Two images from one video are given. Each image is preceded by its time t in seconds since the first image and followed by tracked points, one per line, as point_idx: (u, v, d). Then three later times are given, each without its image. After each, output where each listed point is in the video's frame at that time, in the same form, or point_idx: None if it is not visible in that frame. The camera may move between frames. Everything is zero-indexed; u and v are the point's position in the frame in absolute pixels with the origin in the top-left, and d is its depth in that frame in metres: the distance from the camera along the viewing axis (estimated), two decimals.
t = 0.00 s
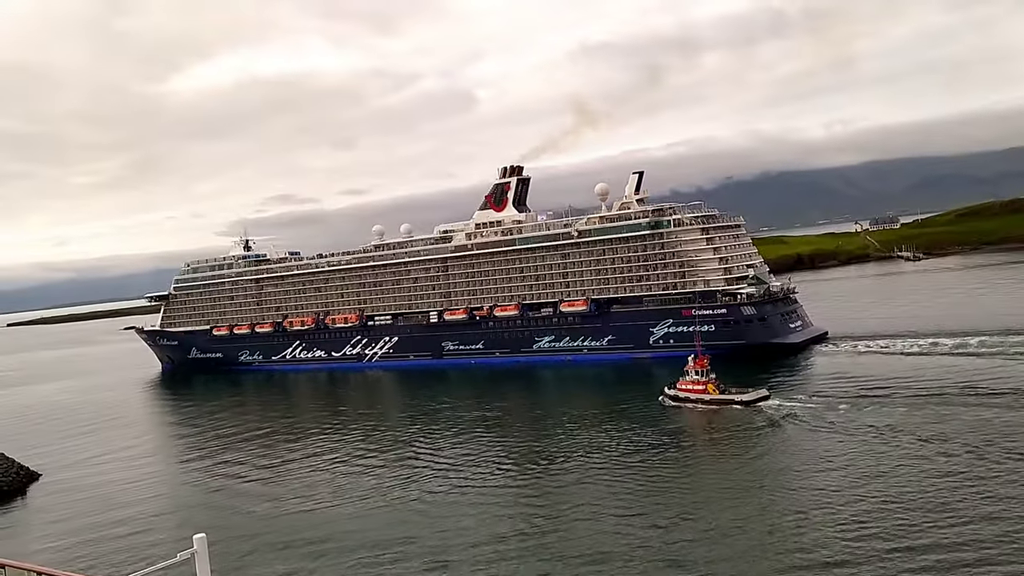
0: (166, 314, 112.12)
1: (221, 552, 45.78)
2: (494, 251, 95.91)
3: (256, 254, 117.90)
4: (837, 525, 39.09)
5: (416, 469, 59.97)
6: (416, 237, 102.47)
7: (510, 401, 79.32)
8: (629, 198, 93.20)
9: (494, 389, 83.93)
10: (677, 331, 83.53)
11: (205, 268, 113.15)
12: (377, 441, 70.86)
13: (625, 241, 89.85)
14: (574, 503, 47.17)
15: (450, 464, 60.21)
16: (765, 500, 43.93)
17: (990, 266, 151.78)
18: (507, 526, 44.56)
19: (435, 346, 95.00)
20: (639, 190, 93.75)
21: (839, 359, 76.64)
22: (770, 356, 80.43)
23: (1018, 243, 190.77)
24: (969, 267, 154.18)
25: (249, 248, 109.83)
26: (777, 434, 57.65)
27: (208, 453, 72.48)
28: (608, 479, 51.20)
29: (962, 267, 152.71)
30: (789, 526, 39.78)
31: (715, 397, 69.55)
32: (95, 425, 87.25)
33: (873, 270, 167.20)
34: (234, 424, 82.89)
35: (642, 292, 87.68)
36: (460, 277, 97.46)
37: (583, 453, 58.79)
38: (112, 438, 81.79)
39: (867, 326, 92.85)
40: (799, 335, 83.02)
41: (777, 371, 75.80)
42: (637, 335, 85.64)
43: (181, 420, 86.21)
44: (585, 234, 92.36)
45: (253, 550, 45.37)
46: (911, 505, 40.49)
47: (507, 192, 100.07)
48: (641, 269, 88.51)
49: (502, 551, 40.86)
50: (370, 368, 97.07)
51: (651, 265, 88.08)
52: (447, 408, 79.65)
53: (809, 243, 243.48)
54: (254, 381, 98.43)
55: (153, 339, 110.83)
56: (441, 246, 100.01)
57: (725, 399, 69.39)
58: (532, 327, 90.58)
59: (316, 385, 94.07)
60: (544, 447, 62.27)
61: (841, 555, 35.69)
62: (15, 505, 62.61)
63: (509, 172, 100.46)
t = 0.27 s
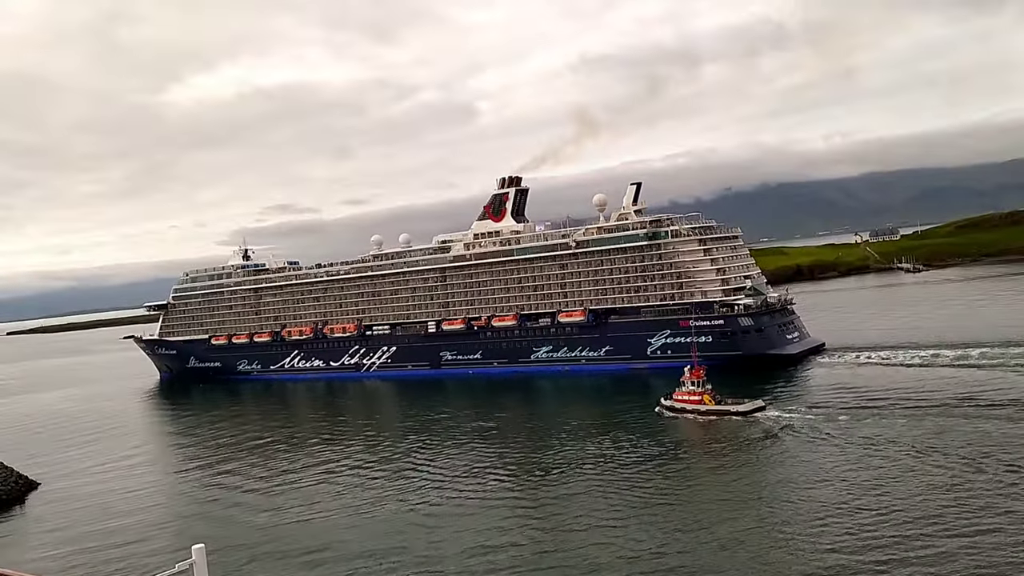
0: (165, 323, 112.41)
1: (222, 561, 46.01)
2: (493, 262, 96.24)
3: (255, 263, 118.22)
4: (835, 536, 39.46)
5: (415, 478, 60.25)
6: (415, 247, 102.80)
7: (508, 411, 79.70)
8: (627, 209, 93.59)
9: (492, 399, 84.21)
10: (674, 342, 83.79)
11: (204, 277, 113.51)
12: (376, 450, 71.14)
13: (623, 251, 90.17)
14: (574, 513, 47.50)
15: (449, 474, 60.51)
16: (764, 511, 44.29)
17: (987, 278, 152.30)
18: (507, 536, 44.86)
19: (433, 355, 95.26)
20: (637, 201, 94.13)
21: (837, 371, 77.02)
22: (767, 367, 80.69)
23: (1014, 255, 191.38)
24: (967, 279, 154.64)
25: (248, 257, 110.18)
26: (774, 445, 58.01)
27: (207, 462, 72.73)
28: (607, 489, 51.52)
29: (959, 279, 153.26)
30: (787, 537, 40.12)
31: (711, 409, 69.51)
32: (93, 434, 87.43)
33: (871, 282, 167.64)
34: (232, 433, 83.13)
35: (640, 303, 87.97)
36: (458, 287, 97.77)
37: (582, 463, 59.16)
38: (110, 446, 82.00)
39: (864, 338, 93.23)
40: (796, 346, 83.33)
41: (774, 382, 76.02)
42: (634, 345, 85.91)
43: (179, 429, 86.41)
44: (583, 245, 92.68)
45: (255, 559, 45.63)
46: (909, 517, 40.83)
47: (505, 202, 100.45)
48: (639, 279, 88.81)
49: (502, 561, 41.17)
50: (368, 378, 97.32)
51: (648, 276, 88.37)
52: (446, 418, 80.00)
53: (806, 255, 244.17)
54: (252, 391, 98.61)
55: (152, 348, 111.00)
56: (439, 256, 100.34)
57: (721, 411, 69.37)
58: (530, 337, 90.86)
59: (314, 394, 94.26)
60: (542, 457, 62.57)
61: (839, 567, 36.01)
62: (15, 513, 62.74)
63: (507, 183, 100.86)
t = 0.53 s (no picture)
0: (165, 322, 112.73)
1: (221, 561, 46.21)
2: (492, 262, 96.46)
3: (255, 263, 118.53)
4: (833, 539, 39.53)
5: (414, 478, 60.44)
6: (414, 247, 103.05)
7: (506, 411, 80.01)
8: (626, 209, 93.78)
9: (491, 399, 84.41)
10: (673, 342, 83.92)
11: (203, 277, 113.84)
12: (374, 450, 71.42)
13: (621, 252, 90.32)
14: (570, 514, 47.63)
15: (447, 473, 60.69)
16: (760, 513, 44.45)
17: (987, 279, 152.51)
18: (504, 536, 44.98)
19: (432, 355, 95.52)
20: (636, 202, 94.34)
21: (837, 372, 77.18)
22: (765, 368, 80.83)
23: (1015, 257, 191.50)
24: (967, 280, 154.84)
25: (248, 257, 110.49)
26: (770, 445, 58.19)
27: (206, 461, 73.02)
28: (604, 490, 51.65)
29: (959, 281, 153.41)
30: (784, 538, 40.26)
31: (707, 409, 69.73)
32: (92, 433, 87.71)
33: (871, 283, 167.84)
34: (231, 432, 83.40)
35: (638, 304, 88.09)
36: (457, 287, 97.99)
37: (579, 463, 59.42)
38: (109, 445, 82.28)
39: (862, 339, 93.43)
40: (794, 347, 83.47)
41: (771, 383, 76.12)
42: (632, 346, 86.07)
43: (178, 429, 86.69)
44: (582, 245, 92.85)
45: (255, 558, 45.81)
46: (908, 520, 40.92)
47: (504, 203, 100.70)
48: (637, 280, 88.96)
49: (499, 561, 41.36)
50: (367, 377, 97.59)
51: (647, 277, 88.53)
52: (444, 418, 80.28)
53: (806, 255, 244.32)
54: (251, 390, 98.91)
55: (151, 347, 111.33)
56: (438, 256, 100.57)
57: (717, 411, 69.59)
58: (528, 337, 91.07)
59: (313, 394, 94.49)
60: (540, 457, 62.75)
61: (835, 569, 36.15)
62: (15, 512, 62.93)
63: (506, 183, 101.09)
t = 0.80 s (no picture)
0: (158, 326, 112.88)
1: (211, 564, 46.35)
2: (485, 266, 96.63)
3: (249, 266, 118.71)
4: (823, 542, 39.75)
5: (406, 481, 60.64)
6: (408, 251, 103.23)
7: (500, 413, 80.21)
8: (619, 213, 94.01)
9: (484, 402, 84.54)
10: (665, 346, 83.96)
11: (197, 280, 114.01)
12: (369, 453, 71.57)
13: (614, 255, 90.49)
14: (563, 517, 47.74)
15: (440, 477, 60.79)
16: (752, 516, 44.60)
17: (982, 282, 152.83)
18: (495, 539, 45.19)
19: (425, 359, 95.64)
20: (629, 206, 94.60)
21: (829, 375, 77.31)
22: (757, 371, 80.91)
23: (1010, 260, 191.88)
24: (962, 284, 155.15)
25: (241, 261, 110.67)
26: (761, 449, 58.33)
27: (198, 465, 73.12)
28: (596, 493, 51.76)
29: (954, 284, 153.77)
30: (776, 542, 40.40)
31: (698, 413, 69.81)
32: (85, 436, 87.74)
33: (865, 286, 168.12)
34: (224, 436, 83.47)
35: (631, 307, 88.17)
36: (451, 290, 98.12)
37: (571, 466, 59.60)
38: (102, 449, 82.35)
39: (855, 343, 93.62)
40: (786, 350, 83.59)
41: (763, 386, 76.19)
42: (625, 349, 86.15)
43: (171, 433, 86.74)
44: (575, 249, 93.03)
45: (247, 562, 45.90)
46: (897, 523, 41.13)
47: (498, 206, 100.93)
48: (630, 283, 89.08)
49: (490, 564, 41.58)
50: (361, 381, 97.69)
51: (639, 280, 88.65)
52: (437, 421, 80.42)
53: (802, 259, 244.92)
54: (244, 393, 98.98)
55: (145, 351, 111.46)
56: (432, 259, 100.74)
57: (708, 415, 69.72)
58: (522, 341, 91.20)
59: (306, 397, 94.55)
60: (533, 460, 62.88)
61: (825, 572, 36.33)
62: (9, 516, 62.95)
63: (500, 187, 101.34)
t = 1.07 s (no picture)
0: (155, 331, 113.10)
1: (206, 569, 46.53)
2: (481, 270, 96.86)
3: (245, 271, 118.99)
4: (817, 544, 39.97)
5: (403, 485, 60.85)
6: (404, 255, 103.49)
7: (496, 417, 80.41)
8: (614, 217, 94.31)
9: (481, 406, 84.72)
10: (661, 349, 84.08)
11: (194, 285, 114.27)
12: (365, 457, 71.79)
13: (609, 259, 90.69)
14: (558, 520, 47.99)
15: (436, 481, 61.04)
16: (746, 519, 44.80)
17: (978, 284, 153.11)
18: (491, 542, 45.42)
19: (422, 363, 95.86)
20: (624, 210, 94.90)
21: (824, 378, 77.44)
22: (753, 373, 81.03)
23: (1007, 263, 192.17)
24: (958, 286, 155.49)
25: (238, 266, 110.92)
26: (754, 452, 58.47)
27: (194, 470, 73.27)
28: (591, 496, 52.00)
29: (950, 286, 154.07)
30: (770, 544, 40.60)
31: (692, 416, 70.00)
32: (82, 442, 87.86)
33: (862, 289, 168.39)
34: (221, 440, 83.64)
35: (627, 310, 88.32)
36: (447, 294, 98.33)
37: (567, 470, 59.83)
38: (99, 454, 82.50)
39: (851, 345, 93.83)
40: (781, 353, 83.74)
41: (759, 389, 76.31)
42: (621, 352, 86.30)
43: (167, 438, 86.87)
44: (570, 253, 93.26)
45: (245, 566, 46.10)
46: (890, 525, 41.33)
47: (493, 211, 101.22)
48: (625, 286, 89.26)
49: (485, 567, 41.82)
50: (358, 385, 97.90)
51: (635, 283, 88.83)
52: (434, 425, 80.62)
53: (800, 261, 245.27)
54: (241, 398, 99.11)
55: (141, 356, 111.66)
56: (428, 264, 100.97)
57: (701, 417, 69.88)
58: (517, 344, 91.40)
59: (303, 402, 94.71)
60: (528, 464, 63.09)
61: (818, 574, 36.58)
62: (7, 521, 63.04)
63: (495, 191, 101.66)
